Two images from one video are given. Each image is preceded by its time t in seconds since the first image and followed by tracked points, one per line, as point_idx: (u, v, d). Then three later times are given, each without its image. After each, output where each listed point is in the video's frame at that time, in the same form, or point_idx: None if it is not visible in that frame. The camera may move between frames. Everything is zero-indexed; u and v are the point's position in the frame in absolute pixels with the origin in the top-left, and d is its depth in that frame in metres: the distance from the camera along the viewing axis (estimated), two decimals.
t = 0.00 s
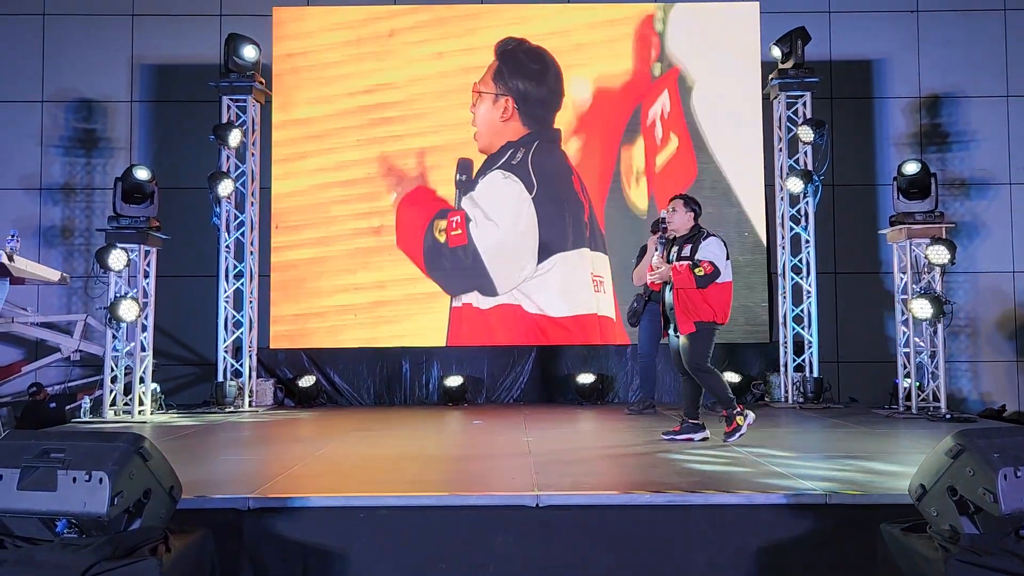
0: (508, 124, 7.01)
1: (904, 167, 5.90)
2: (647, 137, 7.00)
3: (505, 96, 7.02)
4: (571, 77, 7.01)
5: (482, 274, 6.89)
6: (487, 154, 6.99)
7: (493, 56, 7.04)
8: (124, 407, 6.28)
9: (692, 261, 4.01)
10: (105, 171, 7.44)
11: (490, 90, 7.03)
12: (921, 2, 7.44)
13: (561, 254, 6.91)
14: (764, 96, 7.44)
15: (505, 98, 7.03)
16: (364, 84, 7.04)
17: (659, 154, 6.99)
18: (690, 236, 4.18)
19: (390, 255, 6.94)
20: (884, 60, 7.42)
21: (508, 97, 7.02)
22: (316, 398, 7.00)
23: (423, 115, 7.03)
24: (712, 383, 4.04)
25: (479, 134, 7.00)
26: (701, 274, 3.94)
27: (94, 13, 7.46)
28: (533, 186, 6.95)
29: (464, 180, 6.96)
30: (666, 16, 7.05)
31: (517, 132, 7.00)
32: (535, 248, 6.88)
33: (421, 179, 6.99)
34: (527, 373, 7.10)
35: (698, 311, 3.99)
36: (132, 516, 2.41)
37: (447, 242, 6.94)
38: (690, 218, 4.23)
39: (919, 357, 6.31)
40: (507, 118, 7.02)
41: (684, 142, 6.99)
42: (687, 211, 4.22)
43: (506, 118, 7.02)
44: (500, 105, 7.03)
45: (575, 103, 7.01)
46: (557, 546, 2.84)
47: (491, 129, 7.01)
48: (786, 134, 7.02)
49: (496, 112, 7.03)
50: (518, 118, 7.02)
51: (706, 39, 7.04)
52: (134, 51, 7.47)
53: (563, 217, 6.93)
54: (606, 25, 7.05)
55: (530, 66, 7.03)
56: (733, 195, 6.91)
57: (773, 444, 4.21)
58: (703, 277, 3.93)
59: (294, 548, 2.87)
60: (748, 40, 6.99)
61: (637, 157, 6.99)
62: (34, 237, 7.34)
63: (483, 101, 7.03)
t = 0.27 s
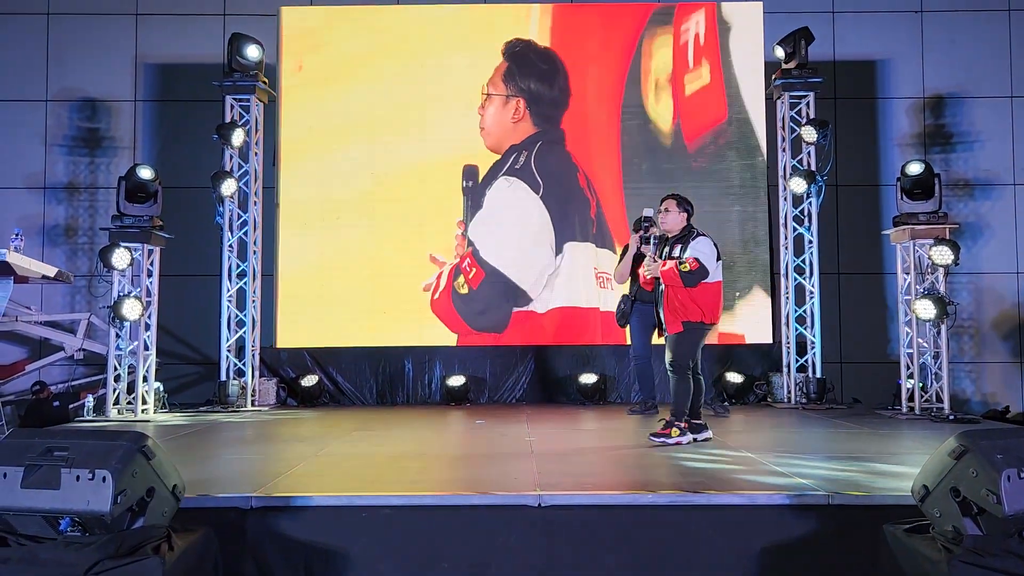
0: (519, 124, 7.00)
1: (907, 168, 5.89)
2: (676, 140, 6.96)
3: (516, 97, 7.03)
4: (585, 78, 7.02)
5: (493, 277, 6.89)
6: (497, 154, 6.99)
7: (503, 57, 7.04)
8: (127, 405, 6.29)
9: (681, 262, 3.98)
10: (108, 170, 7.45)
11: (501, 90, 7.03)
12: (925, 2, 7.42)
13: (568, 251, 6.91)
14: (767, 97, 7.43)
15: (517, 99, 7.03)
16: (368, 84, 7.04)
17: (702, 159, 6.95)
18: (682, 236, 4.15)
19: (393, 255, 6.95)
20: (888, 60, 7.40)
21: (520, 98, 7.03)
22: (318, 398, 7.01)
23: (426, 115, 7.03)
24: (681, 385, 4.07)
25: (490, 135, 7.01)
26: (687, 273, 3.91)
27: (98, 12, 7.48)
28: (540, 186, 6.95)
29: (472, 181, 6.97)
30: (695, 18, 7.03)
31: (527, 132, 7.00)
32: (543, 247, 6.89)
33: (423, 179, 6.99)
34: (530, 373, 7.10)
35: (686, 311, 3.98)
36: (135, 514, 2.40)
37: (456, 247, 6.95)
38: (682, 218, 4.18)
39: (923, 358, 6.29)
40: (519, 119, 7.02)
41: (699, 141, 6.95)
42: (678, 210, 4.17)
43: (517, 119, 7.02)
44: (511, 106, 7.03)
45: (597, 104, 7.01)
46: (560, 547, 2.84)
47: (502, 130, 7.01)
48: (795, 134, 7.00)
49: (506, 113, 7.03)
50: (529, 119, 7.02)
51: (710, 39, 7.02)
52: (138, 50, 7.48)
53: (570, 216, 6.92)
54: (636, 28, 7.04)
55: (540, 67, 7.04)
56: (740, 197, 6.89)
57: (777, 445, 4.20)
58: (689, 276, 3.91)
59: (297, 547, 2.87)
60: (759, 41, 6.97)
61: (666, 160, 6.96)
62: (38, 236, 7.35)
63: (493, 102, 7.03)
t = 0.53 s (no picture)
0: (526, 124, 7.03)
1: (912, 169, 5.88)
2: (686, 143, 6.93)
3: (523, 97, 7.05)
4: (595, 77, 7.02)
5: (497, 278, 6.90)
6: (503, 155, 7.01)
7: (510, 57, 7.06)
8: (131, 405, 6.31)
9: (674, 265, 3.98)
10: (113, 170, 7.47)
11: (508, 91, 7.05)
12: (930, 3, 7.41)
13: (568, 251, 6.92)
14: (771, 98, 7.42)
15: (524, 99, 7.05)
16: (372, 85, 7.06)
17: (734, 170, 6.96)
18: (675, 237, 4.15)
19: (396, 255, 6.95)
20: (893, 62, 7.39)
21: (527, 98, 7.05)
22: (322, 398, 7.02)
23: (430, 115, 7.04)
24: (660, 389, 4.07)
25: (496, 135, 7.03)
26: (680, 276, 3.93)
27: (103, 13, 7.50)
28: (541, 189, 6.97)
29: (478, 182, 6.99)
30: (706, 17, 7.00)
31: (533, 133, 7.03)
32: (545, 247, 6.90)
33: (427, 181, 7.00)
34: (534, 373, 7.09)
35: (676, 315, 4.01)
36: (139, 513, 2.40)
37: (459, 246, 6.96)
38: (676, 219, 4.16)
39: (927, 360, 6.27)
40: (525, 120, 7.05)
41: (708, 142, 6.93)
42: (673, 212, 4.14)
43: (524, 119, 7.05)
44: (517, 107, 7.05)
45: (606, 105, 7.00)
46: (562, 547, 2.83)
47: (508, 131, 7.04)
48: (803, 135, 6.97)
49: (513, 113, 7.05)
50: (536, 119, 7.04)
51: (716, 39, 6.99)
52: (142, 51, 7.50)
53: (572, 217, 6.94)
54: (645, 28, 7.02)
55: (547, 66, 7.05)
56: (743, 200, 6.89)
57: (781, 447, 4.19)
58: (683, 280, 3.93)
59: (300, 547, 2.87)
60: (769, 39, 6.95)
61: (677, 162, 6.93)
62: (42, 236, 7.37)
63: (499, 103, 7.05)
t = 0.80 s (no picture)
0: (510, 129, 7.03)
1: (917, 171, 5.86)
2: (687, 145, 6.92)
3: (507, 101, 7.04)
4: (575, 80, 7.02)
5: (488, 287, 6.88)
6: (484, 158, 7.01)
7: (495, 60, 7.05)
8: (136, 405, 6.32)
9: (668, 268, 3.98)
10: (118, 170, 7.49)
11: (491, 94, 7.05)
12: (935, 5, 7.40)
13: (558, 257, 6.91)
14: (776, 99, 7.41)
15: (508, 104, 7.05)
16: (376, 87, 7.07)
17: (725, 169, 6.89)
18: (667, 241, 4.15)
19: (399, 257, 6.96)
20: (898, 63, 7.38)
21: (511, 103, 7.04)
22: (326, 399, 7.03)
23: (434, 117, 7.05)
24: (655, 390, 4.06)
25: (477, 139, 7.03)
26: (674, 280, 3.94)
27: (109, 14, 7.53)
28: (534, 193, 6.96)
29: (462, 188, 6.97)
30: (682, 19, 7.01)
31: (516, 137, 7.02)
32: (532, 253, 6.89)
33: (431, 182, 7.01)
34: (538, 374, 7.10)
35: (666, 317, 4.01)
36: (144, 513, 2.40)
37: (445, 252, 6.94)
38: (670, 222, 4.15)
39: (932, 362, 6.26)
40: (508, 124, 7.04)
41: (695, 146, 6.93)
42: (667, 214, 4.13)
43: (508, 124, 7.04)
44: (501, 110, 7.04)
45: (608, 107, 7.00)
46: (567, 549, 2.83)
47: (489, 134, 7.03)
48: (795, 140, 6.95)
49: (496, 117, 7.04)
50: (520, 124, 7.04)
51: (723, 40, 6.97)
52: (147, 52, 7.52)
53: (564, 221, 6.93)
54: (648, 30, 7.02)
55: (528, 68, 7.04)
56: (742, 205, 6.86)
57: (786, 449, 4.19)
58: (676, 283, 3.94)
59: (305, 548, 2.87)
60: (748, 41, 6.94)
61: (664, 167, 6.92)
62: (48, 236, 7.39)
63: (481, 106, 7.05)
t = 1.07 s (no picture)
0: (501, 128, 7.03)
1: (923, 173, 5.85)
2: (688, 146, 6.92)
3: (502, 100, 7.04)
4: (566, 81, 7.02)
5: (482, 291, 6.89)
6: (470, 155, 7.03)
7: (491, 59, 7.07)
8: (141, 406, 6.34)
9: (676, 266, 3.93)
10: (124, 172, 7.52)
11: (485, 93, 7.05)
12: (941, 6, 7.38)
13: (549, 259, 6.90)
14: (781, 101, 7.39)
15: (502, 103, 7.04)
16: (381, 89, 7.10)
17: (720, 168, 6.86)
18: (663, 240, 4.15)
19: (404, 258, 6.98)
20: (904, 65, 7.36)
21: (506, 102, 7.04)
22: (330, 400, 7.04)
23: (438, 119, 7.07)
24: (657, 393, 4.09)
25: (464, 136, 7.05)
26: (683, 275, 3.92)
27: (115, 16, 7.56)
28: (528, 195, 6.96)
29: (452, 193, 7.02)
30: (668, 20, 7.02)
31: (505, 137, 7.02)
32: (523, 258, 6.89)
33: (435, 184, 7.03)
34: (542, 376, 7.10)
35: (671, 316, 3.99)
36: (150, 514, 2.41)
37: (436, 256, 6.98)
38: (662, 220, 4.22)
39: (938, 365, 6.24)
40: (500, 123, 7.03)
41: (695, 147, 6.93)
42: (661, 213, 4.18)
43: (500, 123, 7.04)
44: (493, 109, 7.05)
45: (611, 107, 6.98)
46: (571, 551, 2.83)
47: (477, 132, 7.04)
48: (793, 142, 6.94)
49: (490, 115, 7.04)
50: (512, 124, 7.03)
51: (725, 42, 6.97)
52: (154, 54, 7.55)
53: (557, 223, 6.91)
54: (650, 30, 7.02)
55: (523, 68, 7.04)
56: (742, 208, 6.84)
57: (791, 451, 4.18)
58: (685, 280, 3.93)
59: (309, 549, 2.88)
60: (739, 42, 6.95)
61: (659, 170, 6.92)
62: (54, 237, 7.42)
63: (472, 104, 7.06)
